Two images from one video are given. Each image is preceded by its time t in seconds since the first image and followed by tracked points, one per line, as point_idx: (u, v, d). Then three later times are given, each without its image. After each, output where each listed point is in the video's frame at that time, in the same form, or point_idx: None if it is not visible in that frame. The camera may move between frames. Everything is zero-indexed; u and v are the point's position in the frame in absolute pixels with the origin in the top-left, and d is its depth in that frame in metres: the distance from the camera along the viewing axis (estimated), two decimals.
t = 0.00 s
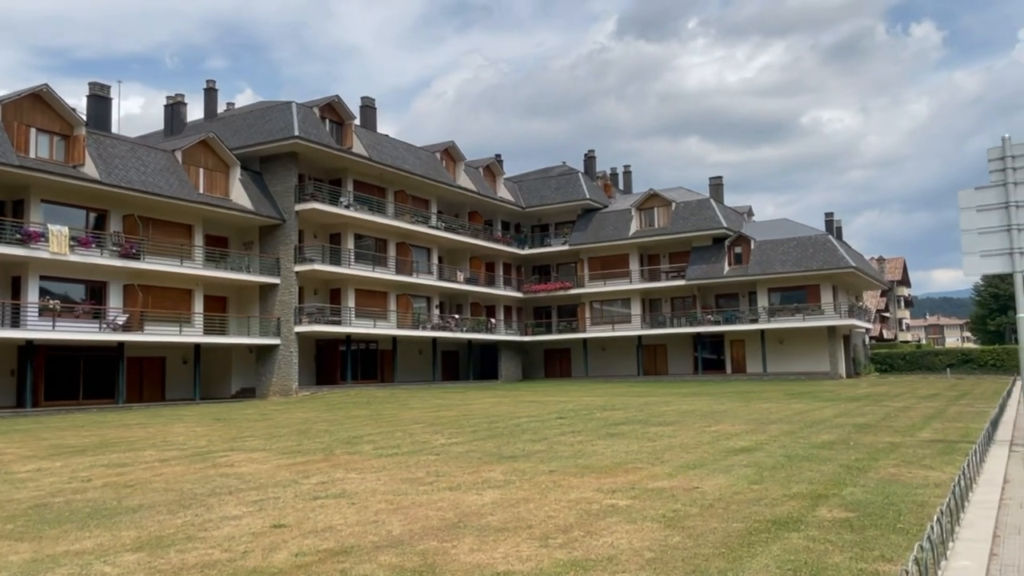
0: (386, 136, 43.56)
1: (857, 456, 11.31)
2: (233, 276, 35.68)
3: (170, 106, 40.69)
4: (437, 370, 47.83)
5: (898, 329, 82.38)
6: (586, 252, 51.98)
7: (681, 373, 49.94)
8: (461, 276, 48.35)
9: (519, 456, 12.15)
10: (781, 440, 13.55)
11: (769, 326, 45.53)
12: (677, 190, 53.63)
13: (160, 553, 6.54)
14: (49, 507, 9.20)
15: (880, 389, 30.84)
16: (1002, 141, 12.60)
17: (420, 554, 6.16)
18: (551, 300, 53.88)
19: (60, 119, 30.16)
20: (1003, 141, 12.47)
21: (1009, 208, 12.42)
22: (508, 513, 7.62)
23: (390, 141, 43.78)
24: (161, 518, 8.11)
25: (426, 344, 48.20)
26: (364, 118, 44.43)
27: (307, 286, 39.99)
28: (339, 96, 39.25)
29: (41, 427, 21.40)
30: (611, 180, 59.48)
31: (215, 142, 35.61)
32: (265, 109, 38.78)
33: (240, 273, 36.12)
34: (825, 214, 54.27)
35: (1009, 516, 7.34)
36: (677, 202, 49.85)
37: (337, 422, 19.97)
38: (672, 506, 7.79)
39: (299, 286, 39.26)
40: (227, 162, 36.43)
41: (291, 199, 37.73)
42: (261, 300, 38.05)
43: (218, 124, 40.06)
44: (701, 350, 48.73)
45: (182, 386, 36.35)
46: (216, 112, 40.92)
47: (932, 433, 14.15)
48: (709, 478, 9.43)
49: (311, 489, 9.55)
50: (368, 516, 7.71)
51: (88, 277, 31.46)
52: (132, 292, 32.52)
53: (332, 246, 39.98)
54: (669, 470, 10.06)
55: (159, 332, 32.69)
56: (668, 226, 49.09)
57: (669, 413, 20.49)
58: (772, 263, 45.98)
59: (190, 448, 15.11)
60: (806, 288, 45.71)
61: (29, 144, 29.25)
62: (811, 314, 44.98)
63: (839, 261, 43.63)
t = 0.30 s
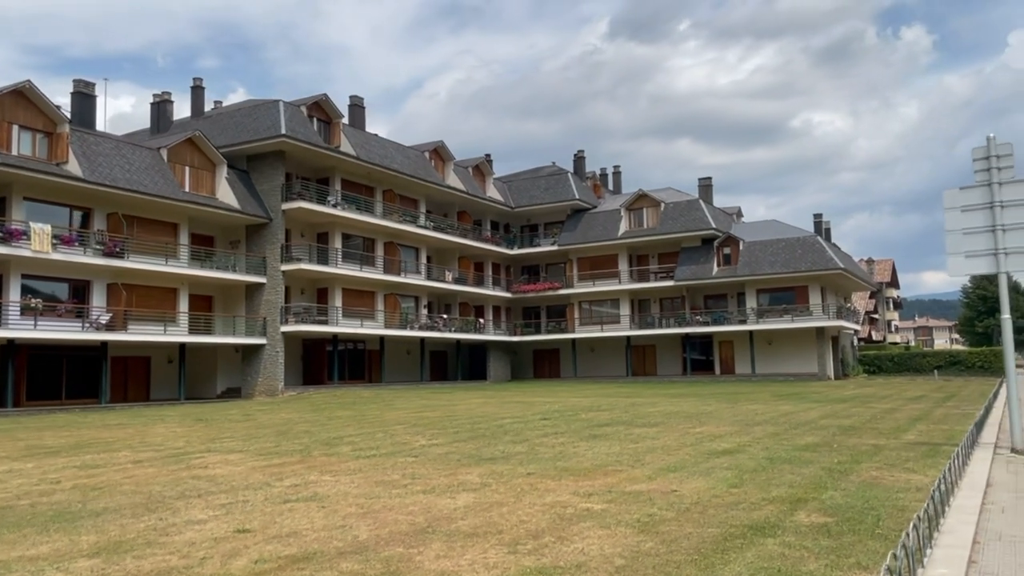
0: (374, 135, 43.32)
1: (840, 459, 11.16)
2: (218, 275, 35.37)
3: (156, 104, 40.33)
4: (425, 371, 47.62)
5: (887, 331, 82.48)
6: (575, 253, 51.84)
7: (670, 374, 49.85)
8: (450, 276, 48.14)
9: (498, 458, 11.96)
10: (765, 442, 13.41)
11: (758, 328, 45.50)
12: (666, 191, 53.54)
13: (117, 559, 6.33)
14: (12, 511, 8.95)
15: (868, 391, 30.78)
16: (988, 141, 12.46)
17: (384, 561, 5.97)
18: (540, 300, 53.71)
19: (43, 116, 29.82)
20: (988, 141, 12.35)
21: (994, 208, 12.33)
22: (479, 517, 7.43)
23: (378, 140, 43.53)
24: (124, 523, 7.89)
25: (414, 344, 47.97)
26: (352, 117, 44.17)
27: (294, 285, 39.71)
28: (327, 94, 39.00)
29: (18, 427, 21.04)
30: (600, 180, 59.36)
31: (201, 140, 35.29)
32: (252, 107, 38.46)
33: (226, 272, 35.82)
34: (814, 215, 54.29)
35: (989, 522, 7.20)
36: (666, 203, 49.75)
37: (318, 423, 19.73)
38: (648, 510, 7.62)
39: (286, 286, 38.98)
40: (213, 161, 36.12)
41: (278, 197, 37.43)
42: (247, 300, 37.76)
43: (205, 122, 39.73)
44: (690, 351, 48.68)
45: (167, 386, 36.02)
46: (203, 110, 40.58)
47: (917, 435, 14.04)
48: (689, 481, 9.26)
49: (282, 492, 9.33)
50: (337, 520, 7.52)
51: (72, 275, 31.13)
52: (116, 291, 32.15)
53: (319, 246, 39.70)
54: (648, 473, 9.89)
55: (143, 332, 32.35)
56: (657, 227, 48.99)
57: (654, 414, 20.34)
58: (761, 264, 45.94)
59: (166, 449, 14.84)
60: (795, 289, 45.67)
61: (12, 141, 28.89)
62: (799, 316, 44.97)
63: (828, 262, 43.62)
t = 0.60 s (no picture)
0: (363, 135, 43.06)
1: (825, 462, 11.01)
2: (204, 274, 35.04)
3: (143, 102, 39.97)
4: (413, 371, 47.38)
5: (877, 333, 82.60)
6: (565, 253, 51.69)
7: (660, 375, 49.74)
8: (439, 276, 47.90)
9: (479, 460, 11.76)
10: (749, 445, 13.24)
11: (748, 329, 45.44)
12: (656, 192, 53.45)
13: (73, 568, 6.11)
14: None
15: (857, 392, 30.69)
16: (976, 141, 12.34)
17: (350, 570, 5.77)
18: (530, 301, 53.53)
19: (26, 113, 29.46)
20: (977, 140, 12.20)
21: (983, 208, 12.19)
22: (452, 523, 7.23)
23: (367, 139, 43.26)
24: (89, 528, 7.65)
25: (403, 344, 47.73)
26: (341, 116, 43.90)
27: (281, 285, 39.41)
28: (315, 93, 38.74)
29: None
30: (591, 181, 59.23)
31: (188, 138, 34.97)
32: (240, 105, 38.15)
33: (213, 271, 35.49)
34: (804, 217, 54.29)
35: (974, 529, 7.05)
36: (657, 204, 49.64)
37: (300, 424, 19.47)
38: (626, 516, 7.44)
39: (273, 286, 38.67)
40: (200, 159, 35.80)
41: (265, 196, 37.11)
42: (234, 299, 37.44)
43: (192, 120, 39.40)
44: (679, 353, 48.59)
45: (152, 385, 35.65)
46: (190, 108, 40.23)
47: (903, 438, 13.91)
48: (671, 485, 9.08)
49: (255, 496, 9.11)
50: (307, 526, 7.30)
51: (56, 274, 30.77)
52: (100, 290, 31.77)
53: (306, 245, 39.40)
54: (630, 477, 9.72)
55: (128, 332, 31.99)
56: (648, 228, 48.88)
57: (641, 416, 20.18)
58: (751, 266, 45.87)
59: (143, 450, 14.56)
60: (785, 290, 45.60)
61: None
62: (789, 317, 44.92)
63: (818, 264, 43.57)
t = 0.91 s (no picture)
0: (354, 132, 42.75)
1: (817, 465, 10.77)
2: (192, 272, 34.68)
3: (131, 99, 39.58)
4: (404, 371, 47.10)
5: (870, 334, 82.64)
6: (557, 253, 51.44)
7: (652, 376, 49.54)
8: (430, 275, 47.60)
9: (464, 462, 11.49)
10: (739, 447, 13.01)
11: (740, 329, 45.29)
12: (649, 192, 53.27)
13: None
14: None
15: (850, 394, 30.54)
16: (970, 137, 12.12)
17: None
18: (522, 301, 53.26)
19: (11, 108, 29.06)
20: (971, 137, 12.00)
21: (977, 206, 11.98)
22: (429, 529, 6.95)
23: (358, 137, 42.95)
24: (51, 533, 7.36)
25: (394, 344, 47.43)
26: (332, 113, 43.57)
27: (270, 283, 39.08)
28: (305, 90, 38.44)
29: None
30: (584, 181, 59.02)
31: (176, 135, 34.61)
32: (229, 102, 37.82)
33: (201, 270, 35.13)
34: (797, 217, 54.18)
35: (968, 536, 6.81)
36: (649, 203, 49.44)
37: (286, 425, 19.16)
38: (609, 521, 7.19)
39: (262, 284, 38.31)
40: (189, 156, 35.46)
41: (254, 194, 36.77)
42: (222, 298, 37.09)
43: (181, 116, 39.02)
44: (672, 353, 48.40)
45: (139, 385, 35.28)
46: (179, 105, 39.87)
47: (896, 440, 13.69)
48: (657, 488, 8.83)
49: (229, 499, 8.83)
50: (277, 532, 7.01)
51: (39, 271, 30.35)
52: (85, 288, 31.39)
53: (296, 244, 39.06)
54: (616, 480, 9.47)
55: (113, 331, 31.64)
56: (640, 227, 48.68)
57: (631, 417, 19.95)
58: (743, 266, 45.70)
59: (122, 451, 14.25)
60: (778, 290, 45.44)
61: None
62: (782, 318, 44.77)
63: (811, 264, 43.41)
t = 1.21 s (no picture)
0: (346, 132, 42.47)
1: (806, 470, 10.57)
2: (181, 272, 34.36)
3: (121, 97, 39.25)
4: (396, 372, 46.84)
5: (863, 336, 82.67)
6: (550, 254, 51.23)
7: (645, 377, 49.35)
8: (423, 276, 47.35)
9: (447, 467, 11.27)
10: (729, 452, 12.81)
11: (733, 331, 45.16)
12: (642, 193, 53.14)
13: None
14: None
15: (843, 396, 30.39)
16: (963, 137, 11.94)
17: None
18: (515, 302, 53.02)
19: None
20: (964, 137, 11.81)
21: (970, 207, 11.80)
22: (404, 539, 6.71)
23: (350, 136, 42.67)
24: (15, 542, 7.11)
25: (386, 345, 47.16)
26: (324, 113, 43.29)
27: (261, 284, 38.78)
28: (296, 89, 38.18)
29: None
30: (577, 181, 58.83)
31: (165, 134, 34.30)
32: (219, 101, 37.52)
33: (190, 270, 34.82)
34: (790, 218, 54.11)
35: (961, 547, 6.60)
36: (643, 204, 49.27)
37: (272, 427, 18.89)
38: (591, 530, 6.98)
39: (252, 285, 38.02)
40: (178, 156, 35.17)
41: (244, 194, 36.47)
42: (212, 298, 36.79)
43: (171, 115, 38.72)
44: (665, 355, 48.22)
45: (127, 386, 34.95)
46: (169, 104, 39.55)
47: (888, 444, 13.50)
48: (642, 496, 8.61)
49: (202, 506, 8.59)
50: (247, 541, 6.77)
51: (25, 270, 30.01)
52: (72, 288, 31.08)
53: (287, 244, 38.76)
54: (601, 486, 9.25)
55: (101, 331, 31.33)
56: (634, 229, 48.50)
57: (621, 420, 19.75)
58: (736, 267, 45.55)
59: (100, 455, 13.97)
60: (771, 292, 45.31)
61: None
62: (775, 319, 44.62)
63: (804, 266, 43.30)
